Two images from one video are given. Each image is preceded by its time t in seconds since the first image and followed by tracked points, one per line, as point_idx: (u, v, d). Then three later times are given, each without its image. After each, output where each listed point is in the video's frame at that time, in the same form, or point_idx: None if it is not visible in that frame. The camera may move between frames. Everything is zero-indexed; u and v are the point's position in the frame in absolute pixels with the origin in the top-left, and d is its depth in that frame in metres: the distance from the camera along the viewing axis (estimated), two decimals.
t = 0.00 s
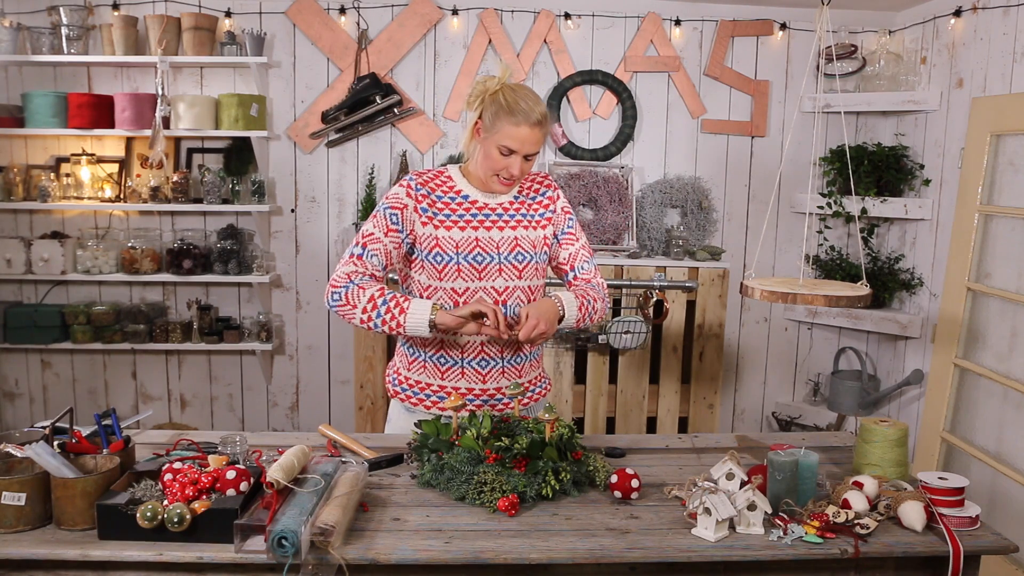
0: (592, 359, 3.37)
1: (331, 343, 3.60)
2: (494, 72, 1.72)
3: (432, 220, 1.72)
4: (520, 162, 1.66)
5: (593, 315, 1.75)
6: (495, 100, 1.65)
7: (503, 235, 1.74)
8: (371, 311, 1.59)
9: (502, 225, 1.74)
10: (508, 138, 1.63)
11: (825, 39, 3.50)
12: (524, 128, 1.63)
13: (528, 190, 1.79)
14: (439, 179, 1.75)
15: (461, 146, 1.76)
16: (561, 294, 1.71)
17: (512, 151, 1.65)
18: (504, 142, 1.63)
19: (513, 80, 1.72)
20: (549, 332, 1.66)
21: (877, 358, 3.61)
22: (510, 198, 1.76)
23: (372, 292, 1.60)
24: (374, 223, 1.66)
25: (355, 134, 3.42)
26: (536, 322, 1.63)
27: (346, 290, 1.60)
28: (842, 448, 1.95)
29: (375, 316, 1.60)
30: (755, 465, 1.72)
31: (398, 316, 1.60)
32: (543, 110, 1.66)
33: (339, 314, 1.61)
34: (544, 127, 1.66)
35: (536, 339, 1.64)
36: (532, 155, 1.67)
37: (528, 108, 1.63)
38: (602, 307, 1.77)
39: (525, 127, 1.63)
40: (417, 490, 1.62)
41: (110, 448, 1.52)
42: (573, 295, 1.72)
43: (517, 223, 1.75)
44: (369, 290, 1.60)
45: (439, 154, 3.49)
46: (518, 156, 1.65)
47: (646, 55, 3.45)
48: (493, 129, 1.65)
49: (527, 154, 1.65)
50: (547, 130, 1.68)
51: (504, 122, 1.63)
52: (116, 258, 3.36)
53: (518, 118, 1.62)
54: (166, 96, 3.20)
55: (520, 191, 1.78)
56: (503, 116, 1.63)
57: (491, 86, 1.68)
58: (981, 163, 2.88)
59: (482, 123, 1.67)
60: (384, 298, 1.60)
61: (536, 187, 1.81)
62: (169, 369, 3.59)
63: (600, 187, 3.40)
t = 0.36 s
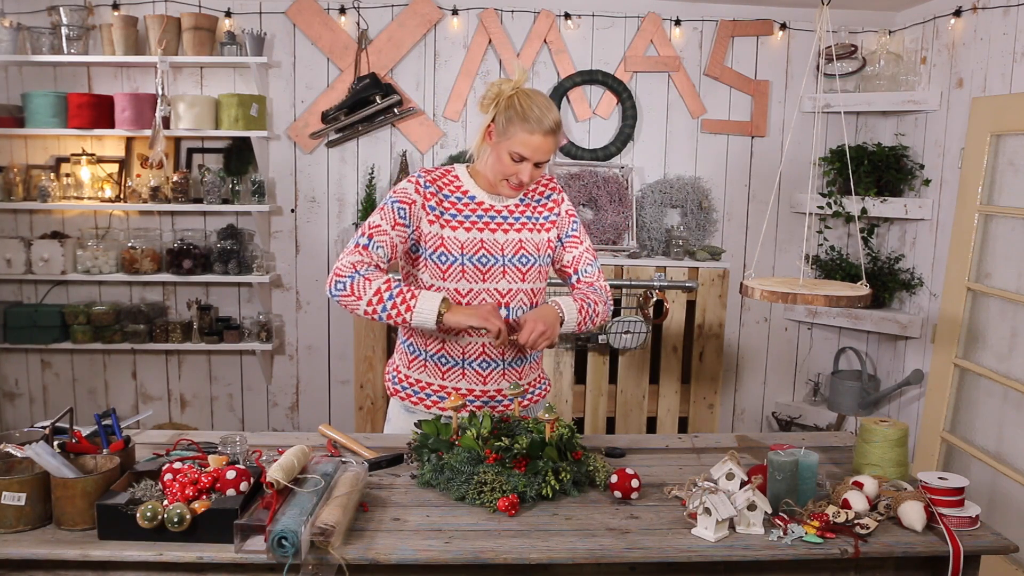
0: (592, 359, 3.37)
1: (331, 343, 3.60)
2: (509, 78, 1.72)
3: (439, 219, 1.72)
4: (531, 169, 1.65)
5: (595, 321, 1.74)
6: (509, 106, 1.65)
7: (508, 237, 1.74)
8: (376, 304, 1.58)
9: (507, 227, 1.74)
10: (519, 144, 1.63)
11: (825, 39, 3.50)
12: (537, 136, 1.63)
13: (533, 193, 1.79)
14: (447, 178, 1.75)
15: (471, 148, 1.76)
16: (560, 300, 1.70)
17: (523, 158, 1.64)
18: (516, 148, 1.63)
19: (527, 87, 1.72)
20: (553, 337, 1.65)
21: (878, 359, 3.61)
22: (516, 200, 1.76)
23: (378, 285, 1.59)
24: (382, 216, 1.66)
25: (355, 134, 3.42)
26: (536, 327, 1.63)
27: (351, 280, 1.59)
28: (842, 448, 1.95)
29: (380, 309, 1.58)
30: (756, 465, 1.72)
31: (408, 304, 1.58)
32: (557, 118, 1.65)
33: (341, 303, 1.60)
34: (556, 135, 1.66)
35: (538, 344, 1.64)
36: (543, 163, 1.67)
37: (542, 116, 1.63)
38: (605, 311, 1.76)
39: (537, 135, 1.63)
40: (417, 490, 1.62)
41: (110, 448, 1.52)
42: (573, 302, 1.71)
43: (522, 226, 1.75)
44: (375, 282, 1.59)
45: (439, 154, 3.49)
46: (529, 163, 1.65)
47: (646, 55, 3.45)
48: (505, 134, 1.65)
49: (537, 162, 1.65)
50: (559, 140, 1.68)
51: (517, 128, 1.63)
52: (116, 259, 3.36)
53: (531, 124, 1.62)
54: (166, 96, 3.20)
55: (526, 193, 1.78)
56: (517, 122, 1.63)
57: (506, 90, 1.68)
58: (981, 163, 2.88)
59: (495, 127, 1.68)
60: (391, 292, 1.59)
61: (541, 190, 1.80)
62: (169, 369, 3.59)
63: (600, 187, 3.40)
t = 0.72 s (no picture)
0: (592, 359, 3.37)
1: (331, 343, 3.60)
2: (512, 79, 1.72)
3: (445, 218, 1.72)
4: (529, 173, 1.66)
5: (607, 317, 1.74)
6: (509, 109, 1.65)
7: (510, 239, 1.74)
8: (380, 298, 1.56)
9: (509, 229, 1.74)
10: (518, 148, 1.63)
11: (825, 39, 3.50)
12: (536, 139, 1.63)
13: (535, 195, 1.79)
14: (452, 177, 1.75)
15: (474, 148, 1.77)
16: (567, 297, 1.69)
17: (521, 162, 1.64)
18: (514, 151, 1.63)
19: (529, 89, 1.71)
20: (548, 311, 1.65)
21: (878, 359, 3.61)
22: (518, 202, 1.76)
23: (384, 279, 1.57)
24: (389, 209, 1.64)
25: (355, 134, 3.42)
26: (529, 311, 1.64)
27: (354, 273, 1.57)
28: (842, 448, 1.95)
29: (383, 303, 1.56)
30: (756, 465, 1.72)
31: (409, 302, 1.56)
32: (556, 121, 1.65)
33: (342, 295, 1.58)
34: (556, 139, 1.66)
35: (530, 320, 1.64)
36: (542, 166, 1.67)
37: (542, 120, 1.63)
38: (617, 303, 1.74)
39: (536, 139, 1.63)
40: (417, 490, 1.62)
41: (110, 448, 1.52)
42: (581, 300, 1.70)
43: (524, 228, 1.76)
44: (379, 276, 1.57)
45: (439, 154, 3.49)
46: (527, 167, 1.65)
47: (646, 55, 3.45)
48: (504, 137, 1.65)
49: (536, 166, 1.65)
50: (558, 143, 1.67)
51: (516, 132, 1.63)
52: (116, 259, 3.36)
53: (530, 129, 1.62)
54: (166, 96, 3.20)
55: (528, 195, 1.78)
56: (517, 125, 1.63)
57: (508, 92, 1.68)
58: (981, 163, 2.88)
59: (496, 129, 1.68)
60: (396, 286, 1.57)
61: (542, 192, 1.81)
62: (169, 369, 3.59)
63: (600, 187, 3.40)
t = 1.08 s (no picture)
0: (592, 359, 3.37)
1: (331, 343, 3.60)
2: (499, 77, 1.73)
3: (440, 221, 1.72)
4: (523, 166, 1.65)
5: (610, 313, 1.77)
6: (498, 104, 1.65)
7: (509, 238, 1.74)
8: (373, 311, 1.58)
9: (508, 227, 1.74)
10: (509, 142, 1.63)
11: (825, 39, 3.50)
12: (526, 132, 1.63)
13: (533, 193, 1.79)
14: (446, 178, 1.74)
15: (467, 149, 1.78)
16: (571, 292, 1.72)
17: (514, 155, 1.64)
18: (505, 145, 1.63)
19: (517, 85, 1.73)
20: (561, 317, 1.66)
21: (878, 359, 3.61)
22: (515, 201, 1.76)
23: (375, 294, 1.59)
24: (378, 224, 1.67)
25: (355, 134, 3.42)
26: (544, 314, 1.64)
27: (347, 291, 1.60)
28: (842, 448, 1.95)
29: (378, 316, 1.59)
30: (756, 465, 1.72)
31: (402, 310, 1.59)
32: (545, 113, 1.65)
33: (341, 314, 1.61)
34: (546, 130, 1.66)
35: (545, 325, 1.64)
36: (535, 158, 1.66)
37: (529, 112, 1.63)
38: (617, 300, 1.78)
39: (526, 131, 1.63)
40: (417, 490, 1.62)
41: (110, 448, 1.52)
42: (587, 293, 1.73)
43: (522, 226, 1.75)
44: (369, 291, 1.60)
45: (439, 154, 3.49)
46: (520, 160, 1.64)
47: (646, 55, 3.45)
48: (494, 133, 1.65)
49: (529, 158, 1.65)
50: (549, 134, 1.67)
51: (506, 126, 1.63)
52: (116, 259, 3.36)
53: (519, 121, 1.62)
54: (166, 96, 3.20)
55: (526, 193, 1.78)
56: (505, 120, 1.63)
57: (495, 88, 1.69)
58: (981, 162, 2.88)
59: (486, 127, 1.68)
60: (386, 299, 1.59)
61: (540, 189, 1.80)
62: (169, 369, 3.59)
63: (600, 187, 3.40)
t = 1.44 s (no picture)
0: (592, 358, 3.37)
1: (331, 343, 3.60)
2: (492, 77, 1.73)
3: (439, 222, 1.72)
4: (518, 166, 1.65)
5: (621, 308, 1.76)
6: (490, 106, 1.65)
7: (510, 237, 1.73)
8: (371, 315, 1.61)
9: (509, 226, 1.74)
10: (502, 143, 1.63)
11: (825, 39, 3.50)
12: (519, 132, 1.63)
13: (537, 191, 1.78)
14: (447, 180, 1.74)
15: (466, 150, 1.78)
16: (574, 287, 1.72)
17: (507, 156, 1.64)
18: (499, 146, 1.63)
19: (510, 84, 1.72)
20: (559, 307, 1.65)
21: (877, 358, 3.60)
22: (517, 200, 1.75)
23: (373, 298, 1.62)
24: (379, 228, 1.69)
25: (355, 134, 3.42)
26: (541, 303, 1.63)
27: (347, 296, 1.62)
28: (842, 448, 1.95)
29: (376, 320, 1.62)
30: (755, 465, 1.72)
31: (398, 312, 1.61)
32: (537, 112, 1.65)
33: (342, 317, 1.64)
34: (539, 129, 1.65)
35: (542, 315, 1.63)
36: (530, 157, 1.66)
37: (521, 112, 1.63)
38: (627, 293, 1.76)
39: (517, 132, 1.62)
40: (417, 490, 1.62)
41: (110, 448, 1.52)
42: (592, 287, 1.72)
43: (524, 225, 1.75)
44: (367, 295, 1.62)
45: (439, 154, 3.49)
46: (514, 160, 1.64)
47: (646, 55, 3.45)
48: (488, 135, 1.65)
49: (523, 157, 1.64)
50: (543, 132, 1.66)
51: (497, 128, 1.63)
52: (116, 258, 3.36)
53: (510, 122, 1.62)
54: (166, 96, 3.20)
55: (529, 192, 1.78)
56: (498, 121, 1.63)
57: (488, 89, 1.69)
58: (981, 162, 2.88)
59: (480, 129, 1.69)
60: (383, 303, 1.61)
61: (545, 187, 1.80)
62: (169, 369, 3.59)
63: (600, 187, 3.39)
